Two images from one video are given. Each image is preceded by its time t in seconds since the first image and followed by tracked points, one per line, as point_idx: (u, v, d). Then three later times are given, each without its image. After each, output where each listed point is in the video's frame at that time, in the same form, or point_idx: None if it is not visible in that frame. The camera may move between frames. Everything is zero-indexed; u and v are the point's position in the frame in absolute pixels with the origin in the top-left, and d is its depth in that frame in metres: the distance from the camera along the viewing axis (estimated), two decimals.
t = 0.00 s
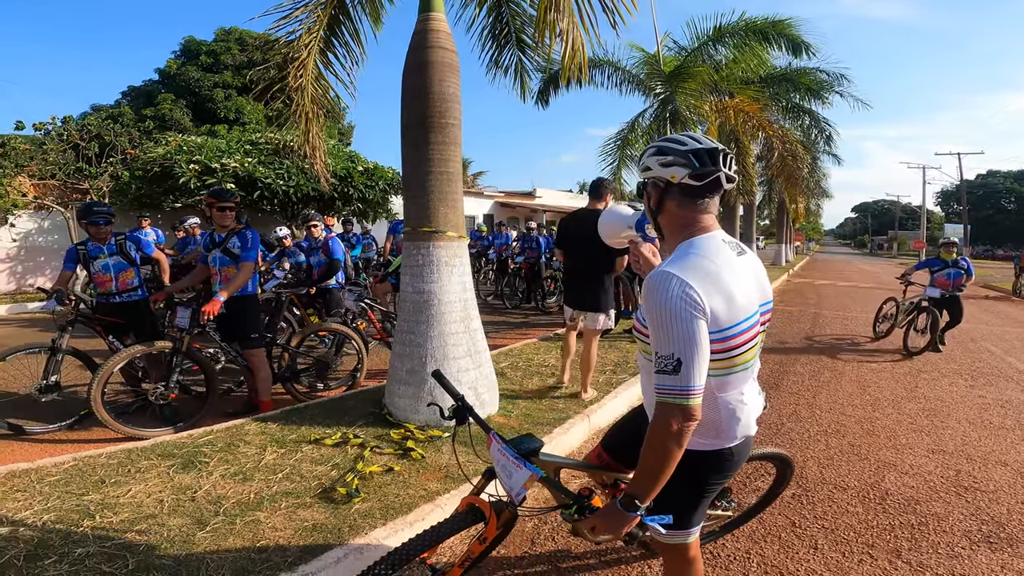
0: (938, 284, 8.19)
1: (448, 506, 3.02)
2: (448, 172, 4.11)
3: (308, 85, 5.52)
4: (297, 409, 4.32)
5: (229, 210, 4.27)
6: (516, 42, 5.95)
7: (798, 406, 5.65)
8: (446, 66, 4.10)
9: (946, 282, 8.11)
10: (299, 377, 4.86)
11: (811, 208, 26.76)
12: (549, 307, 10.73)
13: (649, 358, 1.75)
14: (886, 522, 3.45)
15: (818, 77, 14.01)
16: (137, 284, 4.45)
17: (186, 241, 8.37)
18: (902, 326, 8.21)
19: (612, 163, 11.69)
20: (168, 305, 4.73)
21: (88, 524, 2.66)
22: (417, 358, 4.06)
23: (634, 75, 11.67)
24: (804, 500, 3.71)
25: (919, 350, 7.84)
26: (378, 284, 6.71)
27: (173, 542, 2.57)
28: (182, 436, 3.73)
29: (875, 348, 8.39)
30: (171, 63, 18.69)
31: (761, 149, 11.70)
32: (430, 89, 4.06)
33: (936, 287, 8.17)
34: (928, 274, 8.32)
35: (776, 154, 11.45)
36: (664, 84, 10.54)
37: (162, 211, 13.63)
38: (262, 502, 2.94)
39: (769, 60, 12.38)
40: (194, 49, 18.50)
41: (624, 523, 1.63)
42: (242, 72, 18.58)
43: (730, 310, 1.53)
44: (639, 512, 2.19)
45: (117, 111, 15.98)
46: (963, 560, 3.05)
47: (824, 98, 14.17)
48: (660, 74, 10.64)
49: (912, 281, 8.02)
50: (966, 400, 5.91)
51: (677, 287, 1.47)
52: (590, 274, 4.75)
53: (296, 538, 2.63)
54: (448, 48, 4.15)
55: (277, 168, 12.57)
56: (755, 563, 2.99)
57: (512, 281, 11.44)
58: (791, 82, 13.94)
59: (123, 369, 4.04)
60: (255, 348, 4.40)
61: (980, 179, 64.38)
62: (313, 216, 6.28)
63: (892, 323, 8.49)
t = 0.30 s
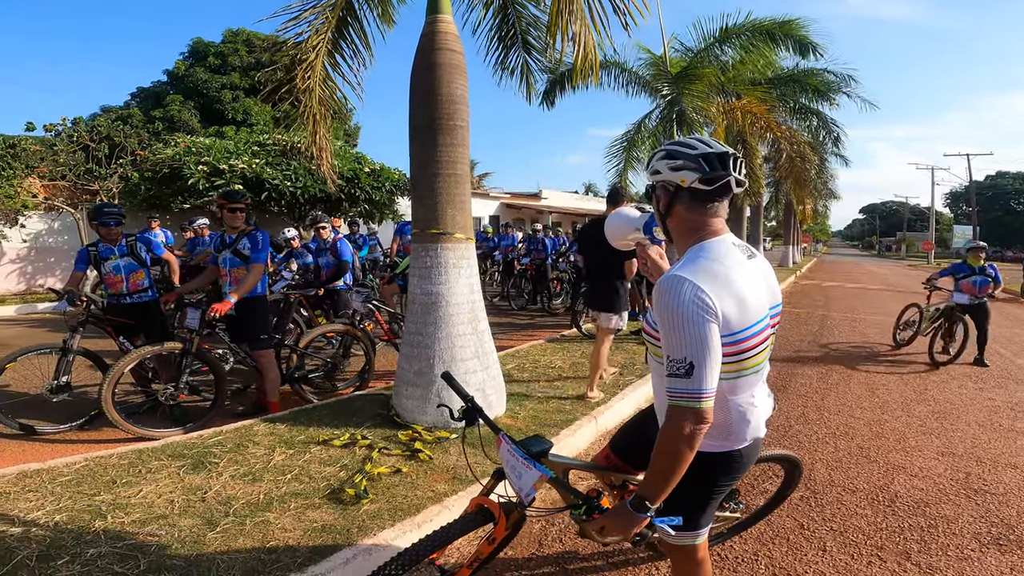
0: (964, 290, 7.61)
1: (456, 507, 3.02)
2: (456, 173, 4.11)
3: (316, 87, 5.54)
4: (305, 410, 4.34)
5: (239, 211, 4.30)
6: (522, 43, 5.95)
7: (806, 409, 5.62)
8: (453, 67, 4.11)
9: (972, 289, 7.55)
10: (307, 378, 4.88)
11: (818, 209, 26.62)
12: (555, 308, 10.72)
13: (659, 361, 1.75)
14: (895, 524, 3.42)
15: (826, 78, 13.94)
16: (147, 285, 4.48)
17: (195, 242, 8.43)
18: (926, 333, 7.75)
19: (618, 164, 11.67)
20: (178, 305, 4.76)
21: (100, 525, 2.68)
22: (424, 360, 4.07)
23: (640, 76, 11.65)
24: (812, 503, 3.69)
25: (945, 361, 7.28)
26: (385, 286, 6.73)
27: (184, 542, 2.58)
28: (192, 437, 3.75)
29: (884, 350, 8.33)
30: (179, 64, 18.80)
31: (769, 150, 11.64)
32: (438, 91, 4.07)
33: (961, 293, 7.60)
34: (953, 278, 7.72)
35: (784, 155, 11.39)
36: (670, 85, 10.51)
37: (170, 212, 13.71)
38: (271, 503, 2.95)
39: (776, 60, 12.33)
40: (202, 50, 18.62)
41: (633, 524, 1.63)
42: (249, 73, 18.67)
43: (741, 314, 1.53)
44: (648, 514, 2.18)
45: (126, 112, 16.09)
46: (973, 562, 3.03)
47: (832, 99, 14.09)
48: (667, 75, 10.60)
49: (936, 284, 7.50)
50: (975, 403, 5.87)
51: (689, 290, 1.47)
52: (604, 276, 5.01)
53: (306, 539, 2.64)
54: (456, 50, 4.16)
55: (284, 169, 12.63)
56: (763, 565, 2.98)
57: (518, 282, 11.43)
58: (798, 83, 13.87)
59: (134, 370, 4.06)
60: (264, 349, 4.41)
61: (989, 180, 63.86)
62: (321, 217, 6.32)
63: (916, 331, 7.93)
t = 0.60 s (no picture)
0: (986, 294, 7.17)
1: (461, 508, 3.03)
2: (461, 175, 4.13)
3: (322, 89, 5.58)
4: (311, 411, 4.36)
5: (247, 214, 4.34)
6: (526, 45, 5.96)
7: (812, 410, 5.60)
8: (458, 70, 4.12)
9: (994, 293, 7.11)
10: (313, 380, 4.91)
11: (824, 210, 26.50)
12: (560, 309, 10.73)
13: (666, 363, 1.76)
14: (902, 525, 3.41)
15: (831, 78, 13.89)
16: (155, 287, 4.52)
17: (202, 244, 8.49)
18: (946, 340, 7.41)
19: (622, 165, 11.68)
20: (185, 307, 4.79)
21: (109, 525, 2.70)
22: (430, 361, 4.08)
23: (645, 77, 11.65)
24: (819, 504, 3.68)
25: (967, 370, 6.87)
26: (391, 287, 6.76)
27: (192, 543, 2.60)
28: (199, 438, 3.78)
29: (891, 351, 8.28)
30: (185, 66, 18.90)
31: (774, 151, 11.60)
32: (443, 93, 4.09)
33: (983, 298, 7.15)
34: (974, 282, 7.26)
35: (789, 155, 11.35)
36: (674, 86, 10.48)
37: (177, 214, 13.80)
38: (278, 503, 2.97)
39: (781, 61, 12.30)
40: (208, 52, 18.71)
41: (641, 524, 1.63)
42: (254, 75, 18.77)
43: (749, 316, 1.54)
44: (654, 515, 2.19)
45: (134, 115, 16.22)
46: (980, 563, 3.02)
47: (837, 100, 14.04)
48: (671, 76, 10.56)
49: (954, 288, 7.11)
50: (983, 404, 5.83)
51: (698, 293, 1.48)
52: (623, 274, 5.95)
53: (312, 540, 2.66)
54: (460, 53, 4.17)
55: (290, 171, 12.70)
56: (769, 566, 2.98)
57: (523, 283, 11.43)
58: (803, 84, 13.83)
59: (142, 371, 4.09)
60: (271, 351, 4.44)
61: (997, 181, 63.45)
62: (328, 219, 6.35)
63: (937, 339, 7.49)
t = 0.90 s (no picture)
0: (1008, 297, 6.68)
1: (463, 509, 3.04)
2: (464, 178, 4.14)
3: (327, 92, 5.61)
4: (315, 413, 4.38)
5: (252, 217, 4.36)
6: (529, 47, 5.98)
7: (817, 412, 5.58)
8: (460, 72, 4.14)
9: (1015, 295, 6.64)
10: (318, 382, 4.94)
11: (829, 211, 26.38)
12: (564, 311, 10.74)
13: (664, 367, 1.76)
14: (906, 527, 3.40)
15: (836, 78, 13.84)
16: (161, 289, 4.56)
17: (208, 245, 8.54)
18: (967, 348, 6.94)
19: (626, 166, 11.67)
20: (191, 310, 4.83)
21: (114, 526, 2.73)
22: (432, 363, 4.10)
23: (648, 78, 11.64)
24: (822, 506, 3.68)
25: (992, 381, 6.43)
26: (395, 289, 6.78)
27: (196, 544, 2.62)
28: (204, 440, 3.81)
29: (896, 352, 8.23)
30: (190, 69, 19.00)
31: (779, 152, 11.57)
32: (445, 96, 4.11)
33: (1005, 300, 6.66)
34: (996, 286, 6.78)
35: (794, 156, 11.32)
36: (679, 88, 10.41)
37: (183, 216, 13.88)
38: (282, 505, 2.99)
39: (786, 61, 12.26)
40: (212, 54, 18.80)
41: (639, 527, 1.64)
42: (259, 77, 18.87)
43: (747, 319, 1.55)
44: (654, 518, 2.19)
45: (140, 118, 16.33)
46: (984, 565, 3.01)
47: (842, 100, 13.99)
48: (675, 77, 10.51)
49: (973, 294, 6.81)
50: (989, 406, 5.79)
51: (696, 298, 1.49)
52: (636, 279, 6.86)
53: (315, 541, 2.67)
54: (462, 55, 4.19)
55: (294, 173, 12.75)
56: (771, 569, 2.98)
57: (527, 285, 11.44)
58: (808, 84, 13.79)
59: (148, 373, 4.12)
60: (276, 353, 4.47)
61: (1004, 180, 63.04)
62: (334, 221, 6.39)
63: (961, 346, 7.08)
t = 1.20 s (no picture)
0: None
1: (464, 510, 3.04)
2: (466, 179, 4.15)
3: (331, 94, 5.64)
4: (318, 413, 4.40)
5: (255, 219, 4.39)
6: (532, 47, 5.99)
7: (821, 414, 5.56)
8: (461, 74, 4.15)
9: None
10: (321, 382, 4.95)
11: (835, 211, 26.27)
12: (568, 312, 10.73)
13: (663, 368, 1.76)
14: (910, 529, 3.38)
15: (841, 78, 13.80)
16: (165, 290, 4.58)
17: (214, 246, 8.59)
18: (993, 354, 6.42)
19: (630, 167, 11.65)
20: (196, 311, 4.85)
21: (118, 526, 2.75)
22: (434, 364, 4.11)
23: (652, 78, 11.62)
24: (826, 508, 3.66)
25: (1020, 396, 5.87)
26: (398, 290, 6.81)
27: (198, 544, 2.64)
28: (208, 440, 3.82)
29: (902, 353, 8.18)
30: (196, 70, 19.09)
31: (783, 152, 11.54)
32: (447, 97, 4.12)
33: None
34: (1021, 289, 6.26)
35: (798, 156, 11.28)
36: (684, 89, 10.34)
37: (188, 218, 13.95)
38: (284, 505, 3.00)
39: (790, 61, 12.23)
40: (217, 56, 18.88)
41: (638, 529, 1.64)
42: (264, 79, 18.95)
43: (747, 321, 1.54)
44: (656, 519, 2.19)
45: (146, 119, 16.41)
46: (989, 568, 2.99)
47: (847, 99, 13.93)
48: (680, 78, 10.45)
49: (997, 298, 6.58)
50: (996, 408, 5.75)
51: (695, 301, 1.48)
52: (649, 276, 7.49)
53: (317, 542, 2.69)
54: (464, 56, 4.20)
55: (299, 175, 12.80)
56: (773, 571, 2.97)
57: (531, 286, 11.45)
58: (813, 84, 13.74)
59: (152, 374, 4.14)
60: (279, 354, 4.48)
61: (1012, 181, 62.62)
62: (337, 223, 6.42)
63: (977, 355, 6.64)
